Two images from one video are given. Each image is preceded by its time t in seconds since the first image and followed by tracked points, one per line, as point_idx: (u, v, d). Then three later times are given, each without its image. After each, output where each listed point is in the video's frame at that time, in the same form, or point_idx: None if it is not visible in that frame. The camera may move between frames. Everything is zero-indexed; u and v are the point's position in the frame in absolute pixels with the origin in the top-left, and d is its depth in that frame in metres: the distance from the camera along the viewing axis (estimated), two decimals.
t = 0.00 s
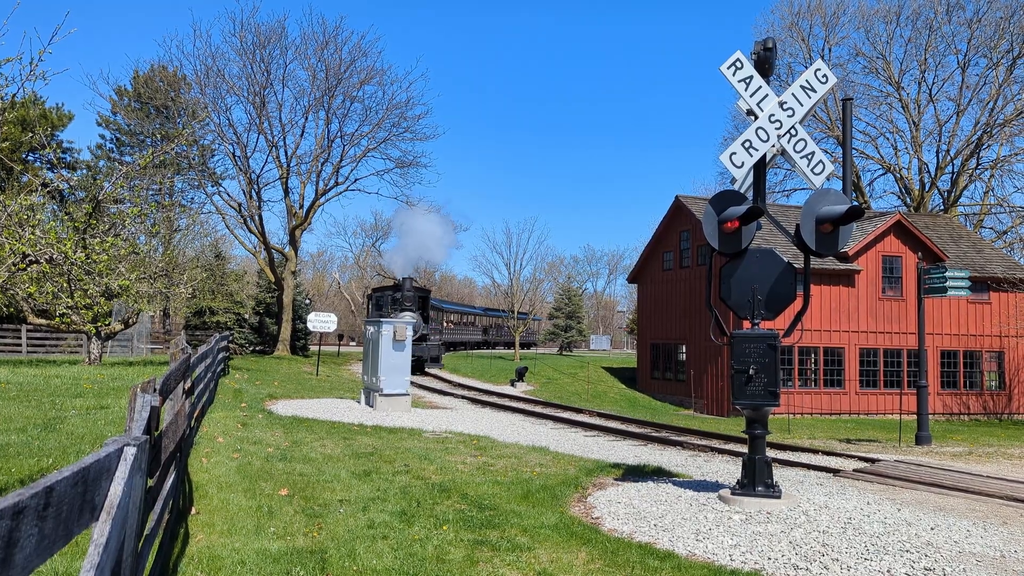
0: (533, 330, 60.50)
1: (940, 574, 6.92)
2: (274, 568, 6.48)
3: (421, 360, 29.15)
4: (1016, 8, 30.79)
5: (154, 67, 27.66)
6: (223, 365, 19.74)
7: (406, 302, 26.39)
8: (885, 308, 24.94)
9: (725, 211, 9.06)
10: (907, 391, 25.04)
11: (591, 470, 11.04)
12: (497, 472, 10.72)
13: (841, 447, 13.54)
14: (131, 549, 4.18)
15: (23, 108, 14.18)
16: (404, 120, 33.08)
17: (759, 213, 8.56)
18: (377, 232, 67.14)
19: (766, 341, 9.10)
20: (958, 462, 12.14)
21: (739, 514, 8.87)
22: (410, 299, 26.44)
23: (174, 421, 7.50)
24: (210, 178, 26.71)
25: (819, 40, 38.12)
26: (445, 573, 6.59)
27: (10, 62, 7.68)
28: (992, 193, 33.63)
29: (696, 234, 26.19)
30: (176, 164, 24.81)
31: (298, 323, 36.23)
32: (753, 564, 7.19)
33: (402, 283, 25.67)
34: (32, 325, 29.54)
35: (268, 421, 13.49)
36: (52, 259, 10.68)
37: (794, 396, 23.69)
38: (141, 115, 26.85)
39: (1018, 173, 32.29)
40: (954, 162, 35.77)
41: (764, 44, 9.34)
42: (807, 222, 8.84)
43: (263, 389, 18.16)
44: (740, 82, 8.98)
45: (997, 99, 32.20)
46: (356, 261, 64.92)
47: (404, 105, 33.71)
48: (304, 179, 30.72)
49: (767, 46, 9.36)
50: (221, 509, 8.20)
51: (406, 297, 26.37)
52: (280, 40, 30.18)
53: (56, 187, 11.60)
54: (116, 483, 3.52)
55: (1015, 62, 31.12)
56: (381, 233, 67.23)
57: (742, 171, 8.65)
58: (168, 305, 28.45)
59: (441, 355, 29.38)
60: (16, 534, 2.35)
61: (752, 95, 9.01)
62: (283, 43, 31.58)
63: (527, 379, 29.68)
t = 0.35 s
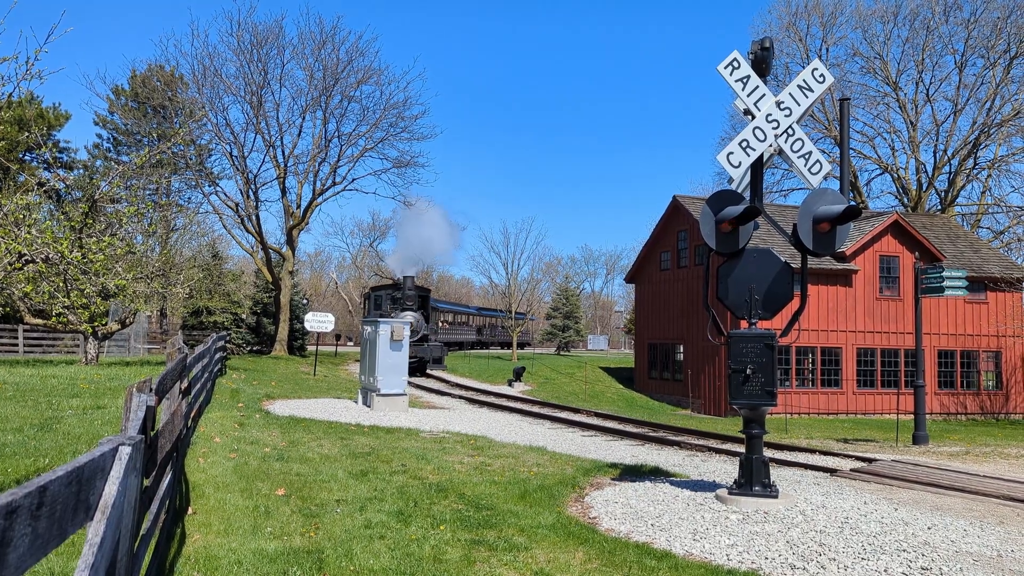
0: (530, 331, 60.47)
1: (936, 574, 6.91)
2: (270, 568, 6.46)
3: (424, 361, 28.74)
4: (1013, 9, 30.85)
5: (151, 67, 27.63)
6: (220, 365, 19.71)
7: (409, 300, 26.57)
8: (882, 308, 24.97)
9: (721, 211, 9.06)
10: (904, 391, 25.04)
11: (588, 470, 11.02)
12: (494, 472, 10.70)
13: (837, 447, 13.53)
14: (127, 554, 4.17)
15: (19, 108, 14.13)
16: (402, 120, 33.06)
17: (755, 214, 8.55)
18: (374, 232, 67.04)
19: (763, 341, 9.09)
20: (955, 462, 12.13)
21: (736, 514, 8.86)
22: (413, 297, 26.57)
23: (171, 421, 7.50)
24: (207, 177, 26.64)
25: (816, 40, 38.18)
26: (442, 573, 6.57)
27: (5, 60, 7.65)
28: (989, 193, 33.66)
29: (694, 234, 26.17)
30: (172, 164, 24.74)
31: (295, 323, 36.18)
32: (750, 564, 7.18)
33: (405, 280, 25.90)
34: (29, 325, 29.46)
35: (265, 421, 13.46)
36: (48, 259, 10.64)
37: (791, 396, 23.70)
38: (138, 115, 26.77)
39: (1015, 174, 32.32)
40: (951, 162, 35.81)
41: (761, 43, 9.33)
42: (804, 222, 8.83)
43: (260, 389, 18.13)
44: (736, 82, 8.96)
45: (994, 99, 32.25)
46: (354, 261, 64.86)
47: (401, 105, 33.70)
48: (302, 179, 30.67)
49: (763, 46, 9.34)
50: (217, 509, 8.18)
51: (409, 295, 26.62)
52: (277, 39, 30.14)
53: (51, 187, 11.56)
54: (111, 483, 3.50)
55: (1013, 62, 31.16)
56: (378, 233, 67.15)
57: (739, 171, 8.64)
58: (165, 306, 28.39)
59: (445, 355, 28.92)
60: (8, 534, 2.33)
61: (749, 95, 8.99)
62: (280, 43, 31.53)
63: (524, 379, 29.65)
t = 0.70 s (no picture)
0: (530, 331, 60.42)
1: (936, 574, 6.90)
2: (269, 568, 6.46)
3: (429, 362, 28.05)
4: (1012, 9, 30.88)
5: (151, 67, 27.65)
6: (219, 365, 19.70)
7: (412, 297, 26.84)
8: (881, 308, 24.98)
9: (721, 211, 9.06)
10: (904, 391, 25.04)
11: (587, 470, 11.01)
12: (493, 472, 10.70)
13: (837, 447, 13.52)
14: (126, 553, 4.17)
15: (18, 108, 14.13)
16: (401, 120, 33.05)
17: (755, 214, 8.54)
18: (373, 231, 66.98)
19: (762, 341, 9.09)
20: (954, 461, 12.13)
21: (735, 514, 8.85)
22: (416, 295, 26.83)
23: (170, 420, 7.51)
24: (206, 177, 26.61)
25: (815, 40, 38.23)
26: (441, 573, 6.56)
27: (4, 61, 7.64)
28: (989, 193, 33.67)
29: (693, 234, 26.17)
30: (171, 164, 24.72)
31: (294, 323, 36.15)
32: (749, 564, 7.17)
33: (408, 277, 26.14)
34: (28, 326, 29.46)
35: (264, 421, 13.45)
36: (47, 258, 10.63)
37: (790, 396, 23.71)
38: (138, 115, 26.74)
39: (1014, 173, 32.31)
40: (950, 162, 35.81)
41: (760, 43, 9.32)
42: (803, 222, 8.83)
43: (260, 389, 18.13)
44: (735, 82, 8.96)
45: (993, 99, 32.24)
46: (353, 261, 64.87)
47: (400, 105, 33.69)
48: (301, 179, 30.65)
49: (762, 45, 9.34)
50: (216, 509, 8.18)
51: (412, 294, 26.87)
52: (277, 39, 30.12)
53: (51, 186, 11.55)
54: (107, 483, 3.49)
55: (1012, 62, 31.16)
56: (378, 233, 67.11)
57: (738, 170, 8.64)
58: (164, 305, 28.38)
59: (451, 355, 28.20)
60: (4, 533, 2.32)
61: (748, 94, 8.99)
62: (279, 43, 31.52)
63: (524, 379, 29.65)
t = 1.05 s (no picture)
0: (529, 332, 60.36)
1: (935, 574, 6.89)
2: (268, 568, 6.46)
3: (436, 364, 27.45)
4: (1011, 9, 30.87)
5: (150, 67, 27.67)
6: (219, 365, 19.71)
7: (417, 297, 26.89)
8: (881, 308, 24.96)
9: (720, 211, 9.05)
10: (903, 391, 25.02)
11: (586, 470, 11.00)
12: (493, 472, 10.68)
13: (836, 447, 13.49)
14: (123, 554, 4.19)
15: (18, 108, 14.12)
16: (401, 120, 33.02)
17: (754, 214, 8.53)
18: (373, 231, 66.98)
19: (762, 341, 9.09)
20: (953, 461, 12.11)
21: (734, 514, 8.84)
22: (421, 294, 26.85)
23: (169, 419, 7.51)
24: (206, 177, 26.59)
25: (815, 40, 38.26)
26: (440, 573, 6.55)
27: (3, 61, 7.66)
28: (989, 193, 33.65)
29: (693, 235, 26.17)
30: (170, 164, 24.70)
31: (294, 323, 36.14)
32: (748, 564, 7.16)
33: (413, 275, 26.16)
34: (28, 326, 29.47)
35: (263, 421, 13.45)
36: (46, 259, 10.62)
37: (790, 396, 23.71)
38: (137, 115, 26.72)
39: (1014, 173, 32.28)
40: (950, 162, 35.78)
41: (759, 43, 9.31)
42: (802, 222, 8.82)
43: (259, 389, 18.13)
44: (735, 82, 8.95)
45: (992, 99, 32.22)
46: (353, 261, 64.90)
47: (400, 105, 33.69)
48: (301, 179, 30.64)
49: (762, 45, 9.33)
50: (216, 509, 8.18)
51: (417, 293, 26.91)
52: (276, 39, 30.11)
53: (50, 186, 11.54)
54: (105, 483, 3.48)
55: (1011, 62, 31.14)
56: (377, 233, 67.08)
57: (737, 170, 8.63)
58: (163, 305, 28.39)
59: (458, 357, 27.37)
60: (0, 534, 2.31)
61: (747, 94, 8.99)
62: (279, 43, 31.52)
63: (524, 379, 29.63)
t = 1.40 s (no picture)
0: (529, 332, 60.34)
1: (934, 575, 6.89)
2: (267, 568, 6.46)
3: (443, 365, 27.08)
4: (1011, 9, 30.87)
5: (150, 67, 27.66)
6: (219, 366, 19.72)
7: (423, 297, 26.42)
8: (881, 308, 24.95)
9: (720, 211, 9.04)
10: (903, 391, 25.01)
11: (586, 470, 11.00)
12: (492, 472, 10.68)
13: (835, 447, 13.49)
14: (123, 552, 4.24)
15: (18, 107, 14.09)
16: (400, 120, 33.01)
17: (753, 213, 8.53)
18: (372, 231, 67.04)
19: (761, 341, 9.09)
20: (953, 462, 12.10)
21: (733, 514, 8.84)
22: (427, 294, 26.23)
23: (168, 420, 7.51)
24: (205, 178, 26.57)
25: (814, 40, 38.29)
26: (439, 573, 6.56)
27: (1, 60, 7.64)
28: (988, 193, 33.65)
29: (692, 235, 26.17)
30: (169, 164, 24.68)
31: (293, 323, 36.14)
32: (748, 564, 7.16)
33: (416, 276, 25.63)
34: (27, 326, 29.49)
35: (263, 421, 13.45)
36: (45, 259, 10.59)
37: (789, 396, 23.72)
38: (137, 115, 26.71)
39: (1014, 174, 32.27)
40: (950, 162, 35.78)
41: (759, 43, 9.31)
42: (801, 222, 8.82)
43: (259, 389, 18.14)
44: (734, 82, 8.96)
45: (992, 99, 32.22)
46: (353, 261, 64.95)
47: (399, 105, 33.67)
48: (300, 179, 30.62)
49: (761, 45, 9.33)
50: (215, 509, 8.17)
51: (422, 292, 26.31)
52: (276, 40, 30.09)
53: (49, 187, 11.49)
54: (102, 483, 3.47)
55: (1011, 62, 31.14)
56: (377, 233, 67.08)
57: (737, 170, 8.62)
58: (163, 305, 28.41)
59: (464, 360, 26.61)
60: None
61: (747, 94, 8.98)
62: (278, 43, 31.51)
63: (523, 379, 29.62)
